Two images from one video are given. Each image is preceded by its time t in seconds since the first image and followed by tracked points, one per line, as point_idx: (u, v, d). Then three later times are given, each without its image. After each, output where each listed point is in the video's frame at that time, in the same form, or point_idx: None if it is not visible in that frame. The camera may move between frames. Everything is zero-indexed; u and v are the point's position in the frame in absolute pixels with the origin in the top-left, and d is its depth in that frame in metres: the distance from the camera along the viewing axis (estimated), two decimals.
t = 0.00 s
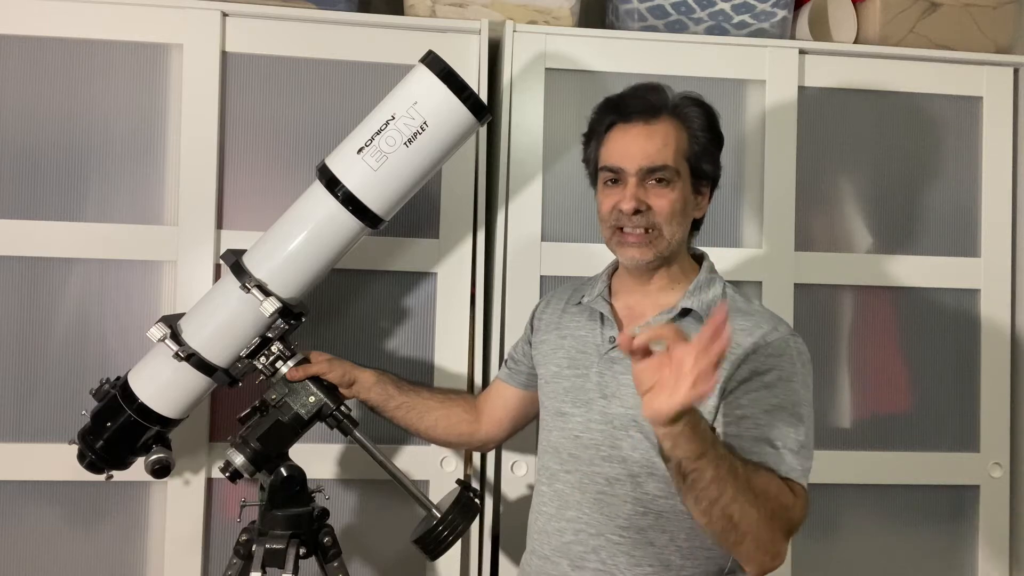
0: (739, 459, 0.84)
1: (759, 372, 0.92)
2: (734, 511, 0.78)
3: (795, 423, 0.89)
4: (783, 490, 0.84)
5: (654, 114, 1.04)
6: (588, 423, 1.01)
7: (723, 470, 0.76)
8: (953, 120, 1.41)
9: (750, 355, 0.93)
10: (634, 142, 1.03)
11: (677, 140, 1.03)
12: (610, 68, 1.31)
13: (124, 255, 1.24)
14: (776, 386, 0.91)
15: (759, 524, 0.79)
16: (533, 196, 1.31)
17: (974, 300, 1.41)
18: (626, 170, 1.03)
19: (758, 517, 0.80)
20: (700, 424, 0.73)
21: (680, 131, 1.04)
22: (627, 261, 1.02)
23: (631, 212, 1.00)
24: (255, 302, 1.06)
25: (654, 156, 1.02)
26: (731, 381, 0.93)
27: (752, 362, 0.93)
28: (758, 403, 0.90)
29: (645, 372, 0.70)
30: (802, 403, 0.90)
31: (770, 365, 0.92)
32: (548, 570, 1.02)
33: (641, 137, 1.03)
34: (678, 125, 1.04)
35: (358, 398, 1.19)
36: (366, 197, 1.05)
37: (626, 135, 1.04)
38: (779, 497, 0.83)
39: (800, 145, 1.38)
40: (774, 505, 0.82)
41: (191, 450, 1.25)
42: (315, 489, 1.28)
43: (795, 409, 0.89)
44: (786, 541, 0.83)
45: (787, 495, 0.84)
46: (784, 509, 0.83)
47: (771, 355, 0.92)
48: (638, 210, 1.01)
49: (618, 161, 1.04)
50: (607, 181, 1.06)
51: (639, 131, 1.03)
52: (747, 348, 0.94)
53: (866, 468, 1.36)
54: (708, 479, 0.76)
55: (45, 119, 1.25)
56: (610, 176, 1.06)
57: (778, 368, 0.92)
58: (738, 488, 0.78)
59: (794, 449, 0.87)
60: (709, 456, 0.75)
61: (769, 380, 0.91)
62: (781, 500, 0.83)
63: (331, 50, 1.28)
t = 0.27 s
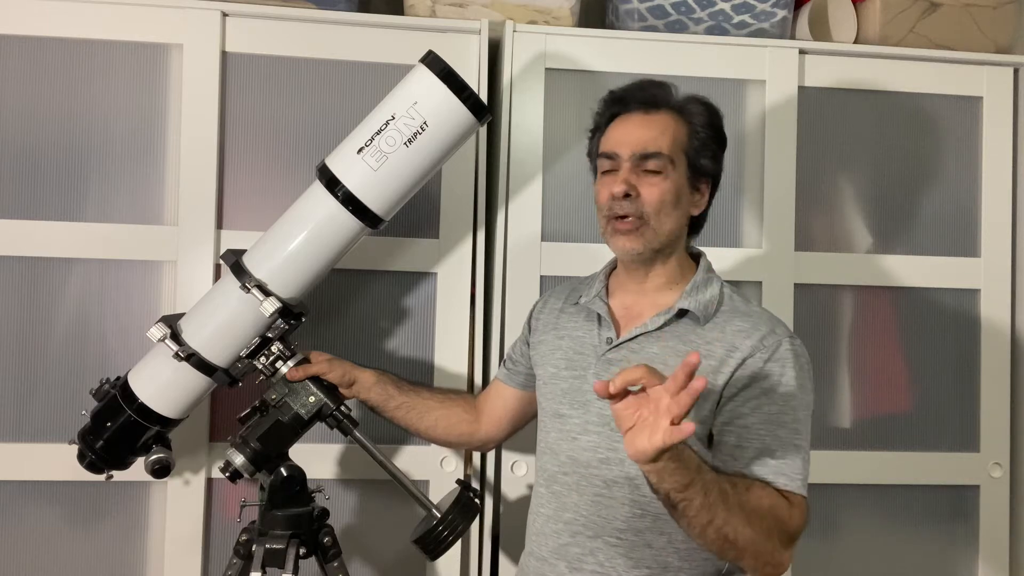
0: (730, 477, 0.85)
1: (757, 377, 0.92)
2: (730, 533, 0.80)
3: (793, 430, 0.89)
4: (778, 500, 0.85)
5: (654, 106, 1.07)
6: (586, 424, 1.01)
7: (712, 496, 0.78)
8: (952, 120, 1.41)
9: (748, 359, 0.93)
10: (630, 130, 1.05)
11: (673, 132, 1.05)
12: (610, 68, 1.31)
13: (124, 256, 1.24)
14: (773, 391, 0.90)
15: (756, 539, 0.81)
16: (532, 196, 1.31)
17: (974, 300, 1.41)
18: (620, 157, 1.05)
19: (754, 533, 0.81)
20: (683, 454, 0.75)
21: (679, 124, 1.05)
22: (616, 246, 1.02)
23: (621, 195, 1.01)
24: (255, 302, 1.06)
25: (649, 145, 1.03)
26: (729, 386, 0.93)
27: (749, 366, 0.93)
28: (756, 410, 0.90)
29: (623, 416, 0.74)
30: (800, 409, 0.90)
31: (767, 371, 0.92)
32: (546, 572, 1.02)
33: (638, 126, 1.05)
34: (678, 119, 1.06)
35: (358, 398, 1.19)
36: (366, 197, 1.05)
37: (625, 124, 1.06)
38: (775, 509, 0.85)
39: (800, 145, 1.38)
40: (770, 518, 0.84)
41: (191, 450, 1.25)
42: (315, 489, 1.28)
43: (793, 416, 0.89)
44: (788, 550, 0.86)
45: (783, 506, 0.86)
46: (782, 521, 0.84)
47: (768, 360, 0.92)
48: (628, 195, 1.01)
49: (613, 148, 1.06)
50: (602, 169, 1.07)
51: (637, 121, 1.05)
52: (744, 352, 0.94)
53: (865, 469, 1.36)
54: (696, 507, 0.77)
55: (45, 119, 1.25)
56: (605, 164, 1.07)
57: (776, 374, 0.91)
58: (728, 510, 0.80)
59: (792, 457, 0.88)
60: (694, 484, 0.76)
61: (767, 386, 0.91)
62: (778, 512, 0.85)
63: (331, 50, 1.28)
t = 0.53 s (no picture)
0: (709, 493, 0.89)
1: (754, 386, 0.92)
2: (712, 548, 0.86)
3: (790, 440, 0.89)
4: (765, 511, 0.87)
5: (613, 114, 1.06)
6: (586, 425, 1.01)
7: (682, 516, 0.86)
8: (953, 120, 1.41)
9: (747, 368, 0.93)
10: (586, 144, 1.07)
11: (620, 139, 1.03)
12: (610, 68, 1.31)
13: (124, 256, 1.24)
14: (770, 401, 0.91)
15: (740, 552, 0.86)
16: (533, 196, 1.31)
17: (974, 300, 1.41)
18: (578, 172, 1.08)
19: (737, 545, 0.86)
20: (642, 480, 0.85)
21: (628, 130, 1.03)
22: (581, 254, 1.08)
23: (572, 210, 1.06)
24: (255, 302, 1.06)
25: (597, 156, 1.04)
26: (729, 395, 0.93)
27: (748, 375, 0.92)
28: (752, 421, 0.91)
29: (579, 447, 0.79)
30: (797, 417, 0.90)
31: (766, 380, 0.92)
32: (544, 572, 1.02)
33: (593, 138, 1.06)
34: (628, 124, 1.03)
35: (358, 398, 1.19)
36: (366, 197, 1.05)
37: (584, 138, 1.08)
38: (757, 521, 0.86)
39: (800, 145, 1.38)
40: (753, 530, 0.86)
41: (191, 450, 1.25)
42: (315, 489, 1.28)
43: (789, 426, 0.90)
44: (789, 558, 0.87)
45: (768, 515, 0.86)
46: (768, 534, 0.86)
47: (766, 369, 0.92)
48: (579, 209, 1.06)
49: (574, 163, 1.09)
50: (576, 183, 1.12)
51: (594, 133, 1.07)
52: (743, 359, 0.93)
53: (864, 469, 1.36)
54: (669, 528, 0.86)
55: (45, 119, 1.25)
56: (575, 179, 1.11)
57: (774, 383, 0.91)
58: (698, 525, 0.86)
59: (789, 467, 0.88)
60: (660, 508, 0.85)
61: (764, 395, 0.91)
62: (763, 526, 0.86)
63: (331, 50, 1.28)
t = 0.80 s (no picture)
0: (712, 499, 0.90)
1: (758, 388, 0.92)
2: (718, 554, 0.87)
3: (797, 440, 0.89)
4: (769, 513, 0.87)
5: (601, 120, 1.05)
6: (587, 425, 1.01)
7: (687, 523, 0.86)
8: (953, 120, 1.41)
9: (750, 369, 0.92)
10: (578, 154, 1.06)
11: (611, 146, 1.03)
12: (610, 68, 1.31)
13: (124, 256, 1.24)
14: (775, 402, 0.91)
15: (745, 556, 0.87)
16: (533, 196, 1.31)
17: (974, 300, 1.41)
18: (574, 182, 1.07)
19: (743, 549, 0.87)
20: (646, 489, 0.85)
21: (621, 133, 1.03)
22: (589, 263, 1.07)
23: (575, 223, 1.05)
24: (255, 302, 1.06)
25: (591, 165, 1.03)
26: (732, 398, 0.93)
27: (751, 376, 0.92)
28: (759, 423, 0.91)
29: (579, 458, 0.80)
30: (804, 417, 0.90)
31: (769, 381, 0.92)
32: (544, 573, 1.02)
33: (584, 147, 1.05)
34: (617, 129, 1.03)
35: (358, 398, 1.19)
36: (366, 197, 1.05)
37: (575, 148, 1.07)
38: (761, 524, 0.87)
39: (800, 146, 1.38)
40: (759, 534, 0.87)
41: (191, 450, 1.25)
42: (315, 489, 1.28)
43: (796, 426, 0.90)
44: (795, 559, 0.87)
45: (772, 518, 0.87)
46: (773, 536, 0.86)
47: (769, 370, 0.92)
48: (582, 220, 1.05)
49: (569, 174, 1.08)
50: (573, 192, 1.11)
51: (582, 142, 1.06)
52: (745, 359, 0.93)
53: (864, 469, 1.36)
54: (674, 535, 0.86)
55: (45, 119, 1.25)
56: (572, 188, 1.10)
57: (778, 384, 0.91)
58: (703, 530, 0.87)
59: (798, 468, 0.88)
60: (664, 516, 0.86)
61: (769, 396, 0.91)
62: (768, 528, 0.87)
63: (331, 50, 1.28)
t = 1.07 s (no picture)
0: (718, 502, 0.90)
1: (763, 389, 0.92)
2: (725, 556, 0.87)
3: (802, 441, 0.89)
4: (775, 514, 0.87)
5: (618, 117, 1.04)
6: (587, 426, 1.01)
7: (693, 527, 0.87)
8: (952, 120, 1.41)
9: (754, 370, 0.92)
10: (600, 149, 1.03)
11: (640, 141, 1.02)
12: (610, 68, 1.31)
13: (125, 256, 1.24)
14: (780, 403, 0.91)
15: (752, 558, 0.87)
16: (533, 196, 1.31)
17: (974, 300, 1.41)
18: (593, 179, 1.03)
19: (750, 552, 0.87)
20: (651, 494, 0.85)
21: (646, 129, 1.03)
22: (612, 263, 1.03)
23: (599, 219, 1.01)
24: (255, 302, 1.06)
25: (618, 160, 1.01)
26: (737, 399, 0.92)
27: (755, 377, 0.92)
28: (764, 425, 0.91)
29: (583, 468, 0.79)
30: (809, 418, 0.90)
31: (773, 382, 0.92)
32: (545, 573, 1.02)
33: (607, 142, 1.03)
34: (642, 125, 1.03)
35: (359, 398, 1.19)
36: (366, 197, 1.05)
37: (593, 144, 1.04)
38: (768, 526, 0.87)
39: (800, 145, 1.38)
40: (766, 536, 0.87)
41: (191, 450, 1.25)
42: (315, 489, 1.28)
43: (801, 427, 0.90)
44: (804, 560, 0.87)
45: (778, 519, 0.87)
46: (780, 538, 0.87)
47: (773, 371, 0.92)
48: (607, 216, 1.01)
49: (585, 171, 1.04)
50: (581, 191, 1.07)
51: (605, 138, 1.03)
52: (749, 360, 0.93)
53: (865, 470, 1.36)
54: (681, 539, 0.87)
55: (45, 119, 1.25)
56: (583, 186, 1.06)
57: (782, 385, 0.91)
58: (710, 533, 0.87)
59: (803, 469, 0.88)
60: (670, 520, 0.86)
61: (773, 397, 0.91)
62: (775, 530, 0.87)
63: (331, 50, 1.28)
